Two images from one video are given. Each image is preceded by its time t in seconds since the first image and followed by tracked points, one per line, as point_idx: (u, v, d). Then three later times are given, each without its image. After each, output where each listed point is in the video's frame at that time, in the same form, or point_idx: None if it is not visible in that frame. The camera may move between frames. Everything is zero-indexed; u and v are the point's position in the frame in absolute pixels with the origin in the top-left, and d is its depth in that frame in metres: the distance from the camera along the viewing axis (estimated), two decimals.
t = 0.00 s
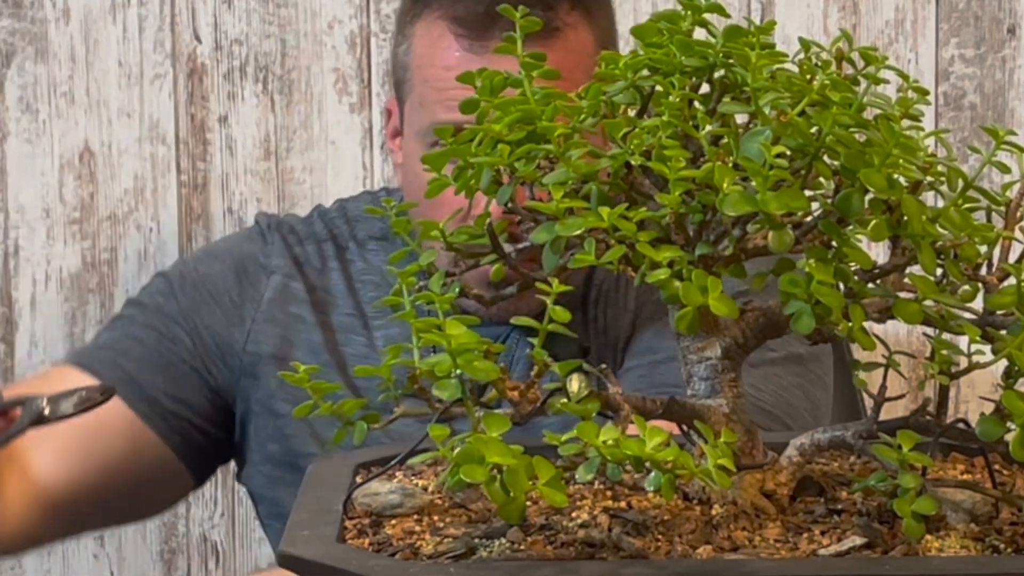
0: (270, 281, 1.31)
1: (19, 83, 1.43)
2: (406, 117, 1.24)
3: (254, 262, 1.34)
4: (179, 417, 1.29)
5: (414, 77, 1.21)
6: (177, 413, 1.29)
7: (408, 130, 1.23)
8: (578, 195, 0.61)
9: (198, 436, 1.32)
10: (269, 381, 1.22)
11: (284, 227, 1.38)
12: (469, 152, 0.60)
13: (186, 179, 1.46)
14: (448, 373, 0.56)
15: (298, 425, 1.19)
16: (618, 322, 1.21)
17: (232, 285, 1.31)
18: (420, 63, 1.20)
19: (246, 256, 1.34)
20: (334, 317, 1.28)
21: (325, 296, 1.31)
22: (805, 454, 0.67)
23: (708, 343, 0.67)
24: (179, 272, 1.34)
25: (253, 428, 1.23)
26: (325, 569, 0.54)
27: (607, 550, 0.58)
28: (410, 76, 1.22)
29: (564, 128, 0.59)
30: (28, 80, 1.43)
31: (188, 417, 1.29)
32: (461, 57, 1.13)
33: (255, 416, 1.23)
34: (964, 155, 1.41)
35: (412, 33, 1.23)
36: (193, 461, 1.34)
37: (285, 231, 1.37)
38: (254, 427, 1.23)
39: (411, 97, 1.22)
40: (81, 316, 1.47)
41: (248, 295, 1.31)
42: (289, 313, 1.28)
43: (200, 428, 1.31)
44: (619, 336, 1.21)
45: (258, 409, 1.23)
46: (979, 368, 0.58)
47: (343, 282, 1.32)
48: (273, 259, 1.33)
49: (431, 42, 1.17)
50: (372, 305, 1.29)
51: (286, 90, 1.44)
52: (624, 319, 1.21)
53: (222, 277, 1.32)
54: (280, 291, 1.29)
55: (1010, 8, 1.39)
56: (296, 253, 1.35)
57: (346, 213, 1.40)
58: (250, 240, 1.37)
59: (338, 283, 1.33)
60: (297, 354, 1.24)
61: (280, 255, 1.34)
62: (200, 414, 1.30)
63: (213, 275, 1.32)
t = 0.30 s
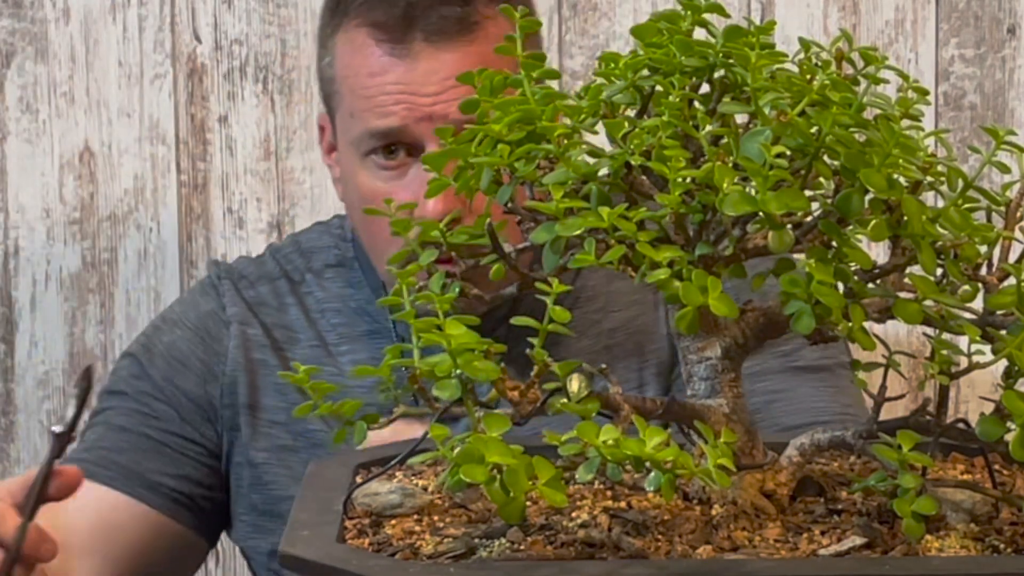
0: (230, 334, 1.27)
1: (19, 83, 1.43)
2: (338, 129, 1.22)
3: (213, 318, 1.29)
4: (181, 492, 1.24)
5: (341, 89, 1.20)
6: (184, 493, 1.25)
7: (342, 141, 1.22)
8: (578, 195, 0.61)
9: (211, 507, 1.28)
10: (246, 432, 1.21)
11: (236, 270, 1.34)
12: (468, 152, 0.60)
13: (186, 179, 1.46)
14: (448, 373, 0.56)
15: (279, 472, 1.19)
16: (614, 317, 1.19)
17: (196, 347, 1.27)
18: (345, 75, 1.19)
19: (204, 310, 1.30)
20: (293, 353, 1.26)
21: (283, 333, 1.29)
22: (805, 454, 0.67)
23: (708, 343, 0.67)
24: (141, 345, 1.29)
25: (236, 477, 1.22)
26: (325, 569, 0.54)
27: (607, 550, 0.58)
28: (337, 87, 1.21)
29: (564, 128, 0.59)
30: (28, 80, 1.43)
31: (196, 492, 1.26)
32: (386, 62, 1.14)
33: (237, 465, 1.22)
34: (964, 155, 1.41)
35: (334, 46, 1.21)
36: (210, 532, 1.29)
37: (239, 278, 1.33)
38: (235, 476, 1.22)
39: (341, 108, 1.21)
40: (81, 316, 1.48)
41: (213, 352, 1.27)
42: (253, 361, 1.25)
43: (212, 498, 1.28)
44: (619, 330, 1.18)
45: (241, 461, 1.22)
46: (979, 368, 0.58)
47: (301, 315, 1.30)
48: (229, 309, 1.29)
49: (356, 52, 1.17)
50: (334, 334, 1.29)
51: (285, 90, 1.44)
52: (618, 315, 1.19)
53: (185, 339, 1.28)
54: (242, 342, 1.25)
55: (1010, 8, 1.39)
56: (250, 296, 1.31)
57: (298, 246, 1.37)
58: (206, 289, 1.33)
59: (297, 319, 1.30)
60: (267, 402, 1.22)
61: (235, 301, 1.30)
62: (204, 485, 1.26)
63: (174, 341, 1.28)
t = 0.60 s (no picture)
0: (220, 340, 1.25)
1: (19, 83, 1.43)
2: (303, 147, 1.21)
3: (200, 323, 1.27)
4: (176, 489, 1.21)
5: (302, 108, 1.20)
6: (179, 491, 1.22)
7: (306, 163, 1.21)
8: (578, 195, 0.61)
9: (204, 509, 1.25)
10: (241, 436, 1.18)
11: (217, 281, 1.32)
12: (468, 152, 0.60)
13: (186, 179, 1.45)
14: (449, 373, 0.56)
15: (276, 478, 1.16)
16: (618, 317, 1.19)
17: (185, 351, 1.23)
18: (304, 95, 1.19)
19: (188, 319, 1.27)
20: (285, 360, 1.24)
21: (271, 342, 1.27)
22: (805, 454, 0.66)
23: (708, 343, 0.67)
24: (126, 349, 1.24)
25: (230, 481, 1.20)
26: (325, 569, 0.54)
27: (607, 550, 0.58)
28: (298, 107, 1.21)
29: (564, 128, 0.59)
30: (28, 80, 1.43)
31: (189, 491, 1.22)
32: (347, 77, 1.14)
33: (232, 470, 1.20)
34: (964, 155, 1.41)
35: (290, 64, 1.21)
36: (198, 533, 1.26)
37: (221, 289, 1.31)
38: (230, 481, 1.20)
39: (303, 127, 1.20)
40: (81, 316, 1.48)
41: (203, 357, 1.24)
42: (247, 370, 1.23)
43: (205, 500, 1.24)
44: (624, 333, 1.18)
45: (236, 466, 1.19)
46: (979, 368, 0.58)
47: (287, 325, 1.28)
48: (217, 315, 1.27)
49: (315, 69, 1.17)
50: (319, 344, 1.27)
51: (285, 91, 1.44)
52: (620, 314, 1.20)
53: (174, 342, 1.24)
54: (234, 348, 1.24)
55: (1010, 8, 1.39)
56: (235, 306, 1.30)
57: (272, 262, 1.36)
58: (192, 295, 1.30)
59: (283, 329, 1.28)
60: (263, 409, 1.20)
61: (224, 309, 1.29)
62: (199, 488, 1.23)
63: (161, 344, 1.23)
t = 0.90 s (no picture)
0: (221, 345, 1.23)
1: (18, 83, 1.43)
2: (320, 156, 1.19)
3: (199, 330, 1.25)
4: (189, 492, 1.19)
5: (323, 119, 1.17)
6: (195, 492, 1.19)
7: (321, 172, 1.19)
8: (578, 195, 0.61)
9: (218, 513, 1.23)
10: (245, 441, 1.19)
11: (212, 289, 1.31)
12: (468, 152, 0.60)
13: (186, 179, 1.45)
14: (449, 373, 0.56)
15: (279, 483, 1.17)
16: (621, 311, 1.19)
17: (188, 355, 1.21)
18: (327, 106, 1.16)
19: (189, 324, 1.25)
20: (285, 364, 1.24)
21: (269, 346, 1.26)
22: (805, 454, 0.66)
23: (708, 343, 0.67)
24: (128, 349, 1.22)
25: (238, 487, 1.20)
26: (325, 568, 0.54)
27: (607, 550, 0.58)
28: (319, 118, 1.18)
29: (564, 128, 0.59)
30: (28, 80, 1.43)
31: (204, 493, 1.20)
32: (375, 92, 1.12)
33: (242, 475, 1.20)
34: (964, 155, 1.41)
35: (311, 74, 1.18)
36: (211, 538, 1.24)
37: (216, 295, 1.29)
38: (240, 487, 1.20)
39: (323, 139, 1.17)
40: (81, 316, 1.47)
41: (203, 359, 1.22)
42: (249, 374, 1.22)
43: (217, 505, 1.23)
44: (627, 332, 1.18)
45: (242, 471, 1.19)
46: (979, 368, 0.58)
47: (285, 330, 1.28)
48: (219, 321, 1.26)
49: (342, 82, 1.14)
50: (318, 348, 1.26)
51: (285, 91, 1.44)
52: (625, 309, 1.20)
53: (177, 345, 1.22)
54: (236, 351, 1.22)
55: (1010, 8, 1.39)
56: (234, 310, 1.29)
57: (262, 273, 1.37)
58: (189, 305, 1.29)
59: (281, 334, 1.28)
60: (267, 415, 1.21)
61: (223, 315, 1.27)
62: (213, 491, 1.21)
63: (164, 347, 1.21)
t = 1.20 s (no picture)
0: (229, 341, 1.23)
1: (18, 83, 1.43)
2: (342, 146, 1.19)
3: (205, 326, 1.25)
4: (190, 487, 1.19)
5: (348, 110, 1.17)
6: (193, 485, 1.19)
7: (342, 163, 1.19)
8: (578, 195, 0.61)
9: (216, 511, 1.22)
10: (250, 438, 1.19)
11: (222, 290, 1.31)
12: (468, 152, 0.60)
13: (186, 179, 1.45)
14: (449, 373, 0.56)
15: (285, 482, 1.18)
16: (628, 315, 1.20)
17: (192, 352, 1.21)
18: (353, 99, 1.16)
19: (195, 321, 1.25)
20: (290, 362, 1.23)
21: (275, 345, 1.25)
22: (805, 454, 0.66)
23: (708, 343, 0.67)
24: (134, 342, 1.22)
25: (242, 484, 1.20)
26: (324, 568, 0.54)
27: (607, 549, 0.58)
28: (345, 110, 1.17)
29: (564, 128, 0.59)
30: (28, 79, 1.43)
31: (201, 487, 1.19)
32: (404, 87, 1.12)
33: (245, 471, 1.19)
34: (964, 155, 1.41)
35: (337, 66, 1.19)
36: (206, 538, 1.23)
37: (222, 293, 1.30)
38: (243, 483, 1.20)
39: (347, 129, 1.17)
40: (81, 316, 1.47)
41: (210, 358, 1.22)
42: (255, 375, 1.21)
43: (216, 501, 1.22)
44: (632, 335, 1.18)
45: (246, 469, 1.19)
46: (979, 368, 0.58)
47: (291, 329, 1.27)
48: (224, 319, 1.25)
49: (369, 78, 1.14)
50: (325, 347, 1.26)
51: (285, 90, 1.45)
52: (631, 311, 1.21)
53: (181, 342, 1.21)
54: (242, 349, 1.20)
55: (1010, 8, 1.39)
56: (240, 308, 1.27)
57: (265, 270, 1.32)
58: (194, 304, 1.29)
59: (286, 332, 1.27)
60: (272, 413, 1.20)
61: (230, 311, 1.26)
62: (212, 486, 1.21)
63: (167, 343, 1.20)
